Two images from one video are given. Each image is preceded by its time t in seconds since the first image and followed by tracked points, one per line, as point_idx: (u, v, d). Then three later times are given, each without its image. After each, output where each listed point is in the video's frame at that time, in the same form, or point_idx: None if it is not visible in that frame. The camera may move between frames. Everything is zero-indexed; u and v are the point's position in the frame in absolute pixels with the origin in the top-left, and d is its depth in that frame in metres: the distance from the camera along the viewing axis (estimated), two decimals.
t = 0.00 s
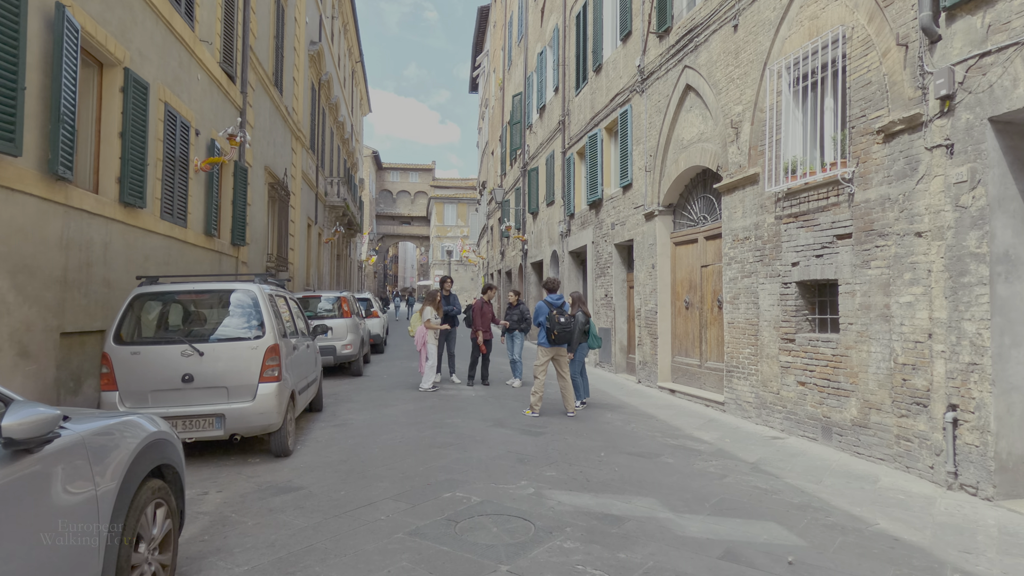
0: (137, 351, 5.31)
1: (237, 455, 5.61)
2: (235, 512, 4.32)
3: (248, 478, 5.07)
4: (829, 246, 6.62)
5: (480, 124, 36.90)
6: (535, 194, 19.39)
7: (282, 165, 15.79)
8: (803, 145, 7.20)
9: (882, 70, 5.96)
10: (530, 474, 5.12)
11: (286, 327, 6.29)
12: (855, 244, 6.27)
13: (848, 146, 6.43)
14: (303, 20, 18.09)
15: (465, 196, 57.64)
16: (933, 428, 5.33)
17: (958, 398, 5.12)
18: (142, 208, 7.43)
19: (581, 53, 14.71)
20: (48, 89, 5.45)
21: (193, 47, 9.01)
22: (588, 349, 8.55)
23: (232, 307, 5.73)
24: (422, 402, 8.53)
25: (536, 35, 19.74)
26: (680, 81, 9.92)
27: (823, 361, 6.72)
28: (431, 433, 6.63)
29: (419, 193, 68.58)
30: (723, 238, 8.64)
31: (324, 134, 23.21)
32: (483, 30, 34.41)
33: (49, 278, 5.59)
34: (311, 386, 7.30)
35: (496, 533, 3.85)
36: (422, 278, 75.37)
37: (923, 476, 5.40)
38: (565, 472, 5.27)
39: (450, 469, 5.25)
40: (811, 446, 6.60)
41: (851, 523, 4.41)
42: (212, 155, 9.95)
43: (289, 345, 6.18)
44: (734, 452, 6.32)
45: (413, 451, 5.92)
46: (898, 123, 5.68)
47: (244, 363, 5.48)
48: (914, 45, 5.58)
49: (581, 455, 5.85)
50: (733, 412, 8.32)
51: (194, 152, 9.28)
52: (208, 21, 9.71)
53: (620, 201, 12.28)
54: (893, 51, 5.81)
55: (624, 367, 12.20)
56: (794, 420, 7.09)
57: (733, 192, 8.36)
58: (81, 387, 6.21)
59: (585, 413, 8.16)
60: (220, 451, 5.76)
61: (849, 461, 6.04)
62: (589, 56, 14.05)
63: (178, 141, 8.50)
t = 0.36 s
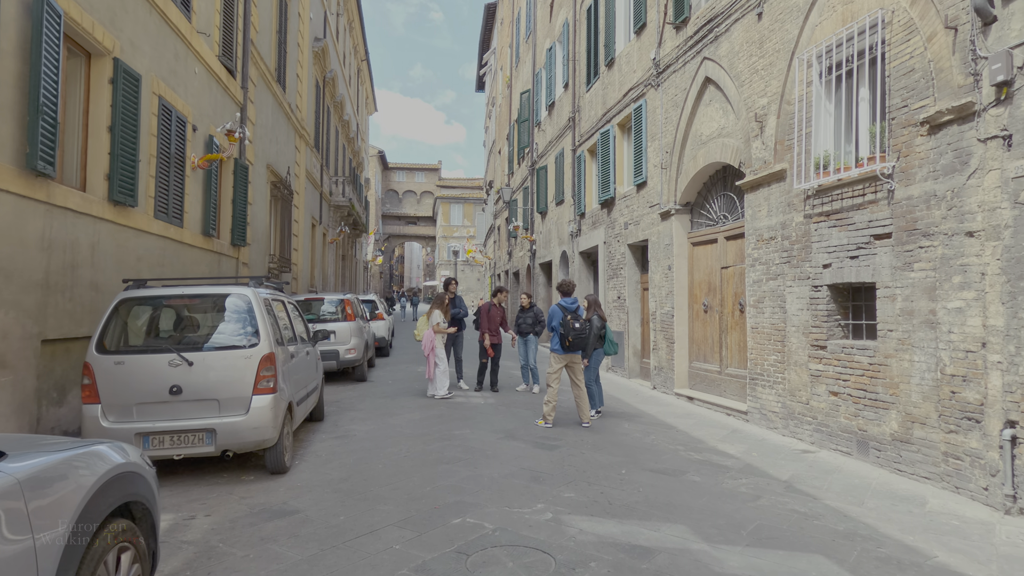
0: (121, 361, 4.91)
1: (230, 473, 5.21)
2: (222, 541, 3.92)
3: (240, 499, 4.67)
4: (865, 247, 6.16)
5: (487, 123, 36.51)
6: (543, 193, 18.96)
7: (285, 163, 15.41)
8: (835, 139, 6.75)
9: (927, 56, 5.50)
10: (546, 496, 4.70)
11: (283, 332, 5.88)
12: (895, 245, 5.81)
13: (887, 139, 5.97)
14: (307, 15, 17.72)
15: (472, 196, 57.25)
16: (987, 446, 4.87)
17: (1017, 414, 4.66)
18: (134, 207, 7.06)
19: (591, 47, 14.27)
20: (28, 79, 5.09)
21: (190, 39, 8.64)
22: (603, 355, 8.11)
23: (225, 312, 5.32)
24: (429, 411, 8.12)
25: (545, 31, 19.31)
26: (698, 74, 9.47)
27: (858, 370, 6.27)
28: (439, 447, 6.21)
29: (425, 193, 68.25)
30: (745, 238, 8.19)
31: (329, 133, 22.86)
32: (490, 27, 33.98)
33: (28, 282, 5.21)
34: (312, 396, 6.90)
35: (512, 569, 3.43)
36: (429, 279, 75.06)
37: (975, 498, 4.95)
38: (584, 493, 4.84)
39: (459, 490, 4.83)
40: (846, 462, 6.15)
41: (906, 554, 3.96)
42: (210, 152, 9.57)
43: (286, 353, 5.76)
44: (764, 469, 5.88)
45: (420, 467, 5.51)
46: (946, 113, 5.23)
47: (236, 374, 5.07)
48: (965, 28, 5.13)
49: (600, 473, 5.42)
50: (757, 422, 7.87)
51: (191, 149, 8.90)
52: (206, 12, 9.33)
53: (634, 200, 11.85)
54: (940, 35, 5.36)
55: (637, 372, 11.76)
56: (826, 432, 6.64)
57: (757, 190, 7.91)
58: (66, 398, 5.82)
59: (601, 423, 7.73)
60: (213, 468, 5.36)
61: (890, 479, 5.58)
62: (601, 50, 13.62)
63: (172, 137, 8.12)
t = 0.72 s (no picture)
0: (95, 364, 4.51)
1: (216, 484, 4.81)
2: (199, 565, 3.51)
3: (224, 515, 4.27)
4: (901, 240, 5.71)
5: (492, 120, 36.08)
6: (550, 190, 18.54)
7: (286, 158, 15.03)
8: (867, 126, 6.30)
9: (973, 32, 5.05)
10: (560, 513, 4.28)
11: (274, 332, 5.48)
12: (936, 237, 5.36)
13: (926, 123, 5.52)
14: (308, 8, 17.34)
15: (476, 195, 56.85)
16: None
17: None
18: (119, 199, 6.67)
19: (601, 38, 13.83)
20: None
21: (182, 25, 8.24)
22: (615, 357, 7.69)
23: (212, 311, 4.91)
24: (432, 415, 7.71)
25: (552, 24, 18.89)
26: (715, 61, 9.03)
27: (893, 373, 5.82)
28: (442, 455, 5.80)
29: (430, 192, 67.88)
30: (767, 233, 7.75)
31: (331, 129, 22.49)
32: (496, 23, 33.53)
33: None
34: (307, 400, 6.49)
35: None
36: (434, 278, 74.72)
37: None
38: (601, 509, 4.42)
39: (464, 505, 4.41)
40: (881, 473, 5.70)
41: None
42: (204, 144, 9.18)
43: (278, 355, 5.36)
44: (793, 480, 5.44)
45: (421, 478, 5.10)
46: (997, 92, 4.77)
47: (222, 377, 4.67)
48: None
49: (617, 486, 5.00)
50: (779, 428, 7.43)
51: (184, 140, 8.51)
52: None
53: (645, 194, 11.42)
54: (988, 8, 4.90)
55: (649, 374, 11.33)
56: (857, 440, 6.19)
57: (779, 182, 7.47)
58: (42, 403, 5.44)
59: (614, 429, 7.30)
60: (198, 479, 4.97)
61: (931, 493, 5.14)
62: (611, 41, 13.18)
63: (162, 126, 7.72)
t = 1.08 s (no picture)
0: (70, 369, 4.12)
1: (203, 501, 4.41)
2: None
3: (210, 536, 3.87)
4: (946, 235, 5.28)
5: (497, 118, 35.69)
6: (558, 187, 18.13)
7: (288, 154, 14.67)
8: (905, 113, 5.87)
9: None
10: (581, 535, 3.87)
11: (267, 335, 5.07)
12: (987, 231, 4.93)
13: (974, 107, 5.08)
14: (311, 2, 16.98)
15: (481, 194, 56.47)
16: None
17: None
18: (106, 193, 6.29)
19: (611, 29, 13.40)
20: None
21: (176, 11, 7.85)
22: (631, 360, 7.27)
23: (202, 311, 4.52)
24: (439, 421, 7.32)
25: (559, 18, 18.47)
26: (734, 49, 8.60)
27: (935, 378, 5.39)
28: (449, 466, 5.40)
29: (435, 191, 67.52)
30: (792, 229, 7.32)
31: (335, 127, 22.13)
32: (501, 20, 33.10)
33: None
34: (305, 406, 6.08)
35: None
36: (438, 279, 74.35)
37: None
38: (625, 530, 4.01)
39: (474, 525, 4.00)
40: (923, 486, 5.27)
41: None
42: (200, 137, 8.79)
43: (273, 359, 4.96)
44: (830, 495, 5.02)
45: (426, 492, 4.69)
46: None
47: (208, 385, 4.27)
48: None
49: (640, 502, 4.59)
50: (806, 435, 7.01)
51: (178, 133, 8.13)
52: None
53: (659, 190, 11.00)
54: None
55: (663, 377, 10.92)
56: (895, 449, 5.76)
57: (806, 174, 7.05)
58: (20, 410, 5.07)
59: (631, 436, 6.89)
60: (185, 494, 4.58)
61: (983, 510, 4.71)
62: (622, 32, 12.76)
63: (153, 117, 7.34)
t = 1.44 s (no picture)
0: (41, 383, 3.71)
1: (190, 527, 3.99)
2: None
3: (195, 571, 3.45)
4: (1003, 232, 4.85)
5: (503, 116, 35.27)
6: (566, 186, 17.70)
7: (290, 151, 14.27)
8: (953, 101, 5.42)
9: None
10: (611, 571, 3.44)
11: (262, 342, 4.64)
12: None
13: None
14: None
15: (486, 194, 56.06)
16: None
17: None
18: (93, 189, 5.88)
19: (623, 22, 12.95)
20: None
21: None
22: (650, 366, 6.84)
23: (194, 317, 4.11)
24: (448, 432, 6.89)
25: (567, 12, 18.04)
26: (758, 38, 8.15)
27: (991, 389, 4.94)
28: (460, 485, 4.97)
29: (439, 191, 67.15)
30: (824, 228, 6.88)
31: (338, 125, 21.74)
32: (506, 17, 32.67)
33: None
34: (304, 418, 5.66)
35: None
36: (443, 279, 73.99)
37: None
38: (660, 564, 3.58)
39: (490, 558, 3.57)
40: (978, 508, 4.82)
41: None
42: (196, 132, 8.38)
43: (268, 368, 4.54)
44: (878, 518, 4.58)
45: (436, 516, 4.27)
46: None
47: (195, 400, 3.84)
48: None
49: (672, 528, 4.16)
50: (840, 448, 6.57)
51: (172, 127, 7.73)
52: None
53: (675, 187, 10.56)
54: None
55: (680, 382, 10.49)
56: (943, 466, 5.31)
57: (839, 169, 6.60)
58: None
59: (652, 449, 6.46)
60: (171, 518, 4.16)
61: None
62: (634, 24, 12.32)
63: (145, 110, 6.93)
